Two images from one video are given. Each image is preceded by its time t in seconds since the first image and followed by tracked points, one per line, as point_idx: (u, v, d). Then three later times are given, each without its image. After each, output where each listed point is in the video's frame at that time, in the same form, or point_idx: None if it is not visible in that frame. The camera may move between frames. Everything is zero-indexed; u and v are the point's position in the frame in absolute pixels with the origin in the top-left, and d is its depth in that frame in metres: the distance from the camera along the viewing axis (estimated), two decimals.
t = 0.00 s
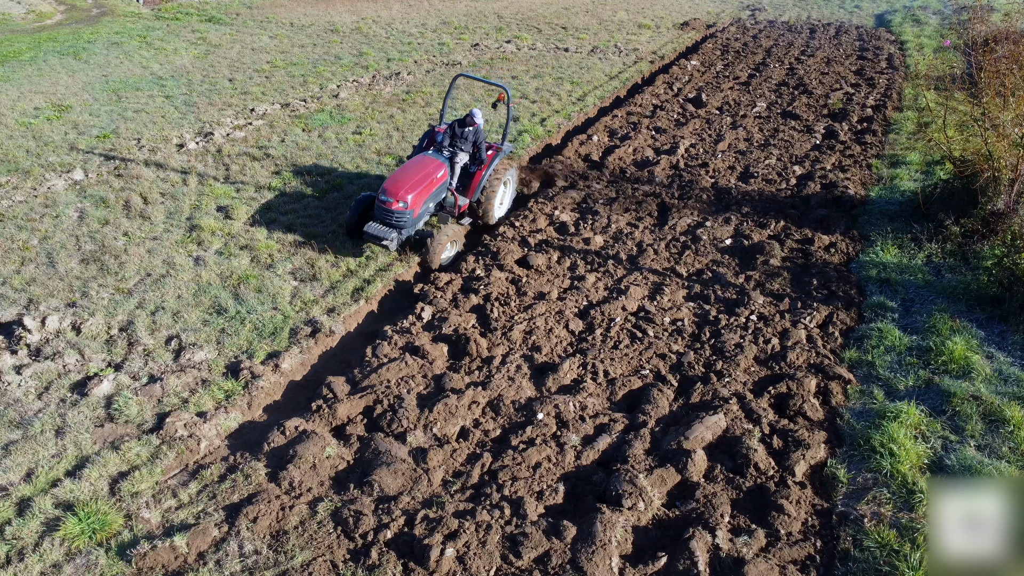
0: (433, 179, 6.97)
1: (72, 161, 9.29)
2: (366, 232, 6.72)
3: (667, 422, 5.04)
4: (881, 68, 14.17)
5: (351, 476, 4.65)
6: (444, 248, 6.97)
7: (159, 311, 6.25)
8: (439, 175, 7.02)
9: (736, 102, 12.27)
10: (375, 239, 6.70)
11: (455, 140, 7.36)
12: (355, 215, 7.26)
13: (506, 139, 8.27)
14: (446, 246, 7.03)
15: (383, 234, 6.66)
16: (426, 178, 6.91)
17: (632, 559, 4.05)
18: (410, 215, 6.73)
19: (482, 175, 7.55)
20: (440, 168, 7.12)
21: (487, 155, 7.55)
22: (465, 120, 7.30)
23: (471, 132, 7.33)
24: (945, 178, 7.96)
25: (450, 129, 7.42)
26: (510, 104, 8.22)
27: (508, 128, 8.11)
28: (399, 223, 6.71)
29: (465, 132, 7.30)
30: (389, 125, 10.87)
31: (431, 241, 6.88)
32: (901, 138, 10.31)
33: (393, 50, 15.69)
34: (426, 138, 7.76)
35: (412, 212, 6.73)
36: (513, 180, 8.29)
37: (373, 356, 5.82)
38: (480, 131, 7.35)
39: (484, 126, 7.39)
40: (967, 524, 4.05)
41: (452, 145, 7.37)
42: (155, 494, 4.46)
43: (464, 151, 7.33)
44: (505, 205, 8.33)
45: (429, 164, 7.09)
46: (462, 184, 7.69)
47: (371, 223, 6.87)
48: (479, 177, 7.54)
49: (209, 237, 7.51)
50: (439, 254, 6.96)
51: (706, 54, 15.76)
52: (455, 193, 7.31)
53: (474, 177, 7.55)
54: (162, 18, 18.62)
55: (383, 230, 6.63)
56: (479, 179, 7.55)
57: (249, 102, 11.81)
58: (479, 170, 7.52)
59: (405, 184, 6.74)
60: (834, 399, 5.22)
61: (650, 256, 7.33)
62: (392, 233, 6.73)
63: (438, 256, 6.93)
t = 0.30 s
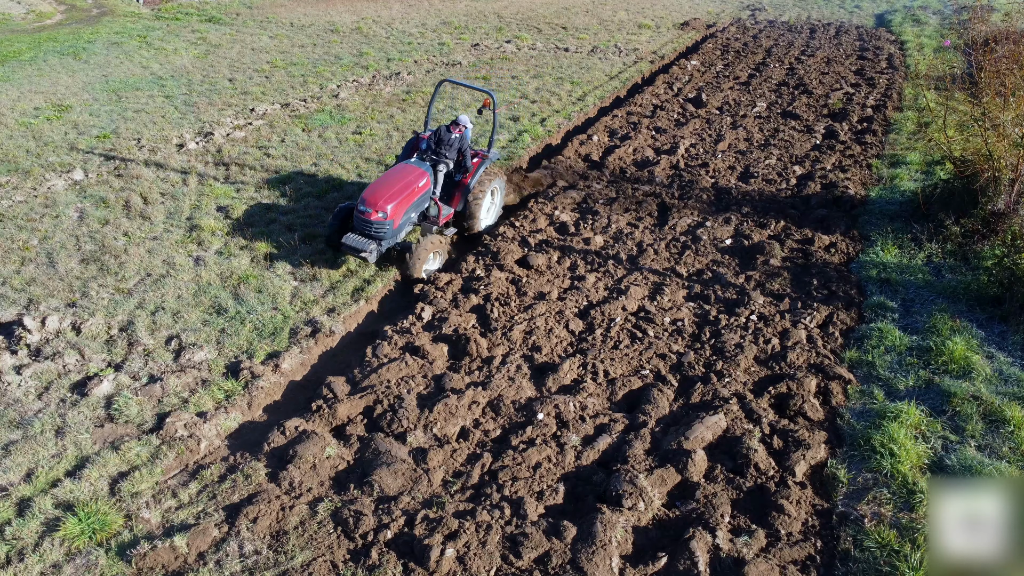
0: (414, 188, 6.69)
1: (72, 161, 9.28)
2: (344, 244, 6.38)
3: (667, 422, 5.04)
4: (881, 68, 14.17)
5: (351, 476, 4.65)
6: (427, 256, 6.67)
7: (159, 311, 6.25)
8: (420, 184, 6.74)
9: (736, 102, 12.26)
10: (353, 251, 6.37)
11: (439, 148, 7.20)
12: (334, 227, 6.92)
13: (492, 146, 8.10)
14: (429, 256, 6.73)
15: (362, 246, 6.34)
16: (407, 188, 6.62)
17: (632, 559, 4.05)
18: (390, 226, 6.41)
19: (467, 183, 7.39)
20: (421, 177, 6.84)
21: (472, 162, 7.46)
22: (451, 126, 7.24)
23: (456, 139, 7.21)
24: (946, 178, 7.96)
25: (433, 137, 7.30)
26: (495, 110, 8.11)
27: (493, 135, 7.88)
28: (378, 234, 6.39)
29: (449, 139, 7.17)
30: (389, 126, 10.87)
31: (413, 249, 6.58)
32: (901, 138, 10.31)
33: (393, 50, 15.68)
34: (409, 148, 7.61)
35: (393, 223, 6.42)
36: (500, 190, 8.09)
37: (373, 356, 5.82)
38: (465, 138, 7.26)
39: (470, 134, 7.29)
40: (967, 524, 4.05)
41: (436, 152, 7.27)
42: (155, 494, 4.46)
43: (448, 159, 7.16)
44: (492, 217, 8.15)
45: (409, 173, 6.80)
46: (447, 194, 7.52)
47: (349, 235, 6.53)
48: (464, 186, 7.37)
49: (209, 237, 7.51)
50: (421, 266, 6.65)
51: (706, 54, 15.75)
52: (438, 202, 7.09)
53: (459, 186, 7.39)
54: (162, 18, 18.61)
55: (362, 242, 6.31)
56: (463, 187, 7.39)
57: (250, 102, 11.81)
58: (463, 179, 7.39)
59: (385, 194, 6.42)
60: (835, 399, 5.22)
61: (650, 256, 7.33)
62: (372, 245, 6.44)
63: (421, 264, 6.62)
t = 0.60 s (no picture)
0: (397, 201, 6.60)
1: (72, 161, 9.28)
2: (325, 257, 6.30)
3: (667, 422, 5.04)
4: (882, 68, 14.16)
5: (351, 476, 4.64)
6: (410, 272, 6.73)
7: (159, 311, 6.25)
8: (404, 196, 6.66)
9: (736, 102, 12.26)
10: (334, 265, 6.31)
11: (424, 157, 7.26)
12: (316, 239, 6.84)
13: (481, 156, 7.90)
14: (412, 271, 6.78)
15: (343, 260, 6.25)
16: (390, 200, 6.54)
17: (632, 559, 4.05)
18: (372, 239, 6.34)
19: (453, 194, 7.21)
20: (405, 189, 6.76)
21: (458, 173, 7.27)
22: (436, 134, 7.20)
23: (441, 147, 7.22)
24: (945, 178, 7.96)
25: (419, 145, 7.30)
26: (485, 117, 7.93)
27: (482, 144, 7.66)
28: (360, 248, 6.30)
29: (434, 147, 7.22)
30: (389, 126, 10.86)
31: (395, 265, 6.65)
32: (901, 138, 10.30)
33: (393, 50, 15.68)
34: (394, 157, 7.49)
35: (375, 236, 6.35)
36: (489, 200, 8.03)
37: (373, 356, 5.82)
38: (450, 146, 7.23)
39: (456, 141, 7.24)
40: (967, 523, 4.05)
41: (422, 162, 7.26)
42: (155, 494, 4.45)
43: (433, 168, 7.19)
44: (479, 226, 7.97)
45: (393, 185, 6.72)
46: (433, 205, 7.35)
47: (331, 248, 6.48)
48: (451, 195, 7.20)
49: (209, 237, 7.51)
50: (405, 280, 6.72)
51: (706, 54, 15.75)
52: (423, 214, 6.97)
53: (445, 197, 7.21)
54: (162, 18, 18.60)
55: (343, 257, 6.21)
56: (450, 198, 7.20)
57: (250, 102, 11.81)
58: (450, 189, 7.23)
59: (367, 206, 6.35)
60: (835, 399, 5.22)
61: (650, 256, 7.33)
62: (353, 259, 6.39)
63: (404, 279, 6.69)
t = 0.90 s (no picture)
0: (381, 214, 6.31)
1: (72, 161, 9.28)
2: (306, 274, 5.99)
3: (667, 422, 5.04)
4: (882, 68, 14.16)
5: (351, 476, 4.64)
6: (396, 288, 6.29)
7: (160, 311, 6.25)
8: (388, 209, 6.37)
9: (736, 102, 12.26)
10: (316, 282, 5.96)
11: (410, 167, 6.95)
12: (298, 251, 6.44)
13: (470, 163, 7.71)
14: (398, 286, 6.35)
15: (325, 276, 5.95)
16: (373, 213, 6.25)
17: (632, 559, 4.05)
18: (355, 254, 6.02)
19: (441, 205, 6.95)
20: (389, 201, 6.47)
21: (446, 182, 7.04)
22: (422, 142, 6.91)
23: (427, 156, 6.93)
24: (945, 178, 7.95)
25: (405, 153, 6.98)
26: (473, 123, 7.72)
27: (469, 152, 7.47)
28: (343, 263, 6.00)
29: (420, 156, 6.90)
30: (389, 126, 10.87)
31: (379, 282, 6.20)
32: (901, 138, 10.30)
33: (393, 50, 15.67)
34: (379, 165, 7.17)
35: (358, 251, 6.03)
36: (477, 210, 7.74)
37: (373, 356, 5.82)
38: (437, 154, 6.95)
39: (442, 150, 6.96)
40: (967, 523, 4.05)
41: (408, 171, 6.96)
42: (155, 494, 4.45)
43: (420, 178, 6.93)
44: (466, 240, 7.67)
45: (376, 198, 6.43)
46: (419, 216, 7.08)
47: (311, 265, 6.14)
48: (438, 206, 6.94)
49: (209, 237, 7.51)
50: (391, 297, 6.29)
51: (706, 54, 15.74)
52: (409, 226, 6.73)
53: (432, 207, 6.95)
54: (162, 18, 18.60)
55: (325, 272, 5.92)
56: (437, 209, 6.94)
57: (250, 102, 11.81)
58: (438, 200, 6.96)
59: (350, 220, 6.05)
60: (835, 399, 5.22)
61: (650, 257, 7.33)
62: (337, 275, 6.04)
63: (388, 297, 6.24)
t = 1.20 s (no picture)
0: (362, 225, 6.13)
1: (72, 161, 9.28)
2: (283, 288, 5.87)
3: (667, 422, 5.04)
4: (881, 68, 14.17)
5: (351, 476, 4.64)
6: (377, 304, 6.03)
7: (160, 311, 6.25)
8: (369, 220, 6.18)
9: (736, 102, 12.26)
10: (293, 297, 5.85)
11: (394, 176, 6.77)
12: (275, 265, 6.39)
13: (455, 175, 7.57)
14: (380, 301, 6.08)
15: (303, 292, 5.82)
16: (354, 225, 6.06)
17: (632, 559, 4.05)
18: (334, 268, 5.88)
19: (425, 215, 6.80)
20: (371, 212, 6.28)
21: (430, 193, 6.87)
22: (407, 152, 6.76)
23: (412, 165, 6.77)
24: (945, 178, 7.96)
25: (388, 162, 6.83)
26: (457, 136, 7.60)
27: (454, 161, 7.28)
28: (320, 278, 5.85)
29: (404, 165, 6.75)
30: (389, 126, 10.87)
31: (359, 298, 5.95)
32: (901, 138, 10.30)
33: (393, 50, 15.68)
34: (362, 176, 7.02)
35: (337, 265, 5.88)
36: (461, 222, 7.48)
37: (373, 356, 5.82)
38: (421, 164, 6.81)
39: (427, 159, 6.83)
40: (967, 524, 4.06)
41: (392, 181, 6.78)
42: (155, 494, 4.45)
43: (404, 187, 6.73)
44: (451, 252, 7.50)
45: (357, 208, 6.24)
46: (403, 227, 6.93)
47: (290, 278, 6.01)
48: (422, 216, 6.79)
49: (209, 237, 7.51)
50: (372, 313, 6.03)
51: (706, 54, 15.75)
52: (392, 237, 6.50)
53: (416, 218, 6.80)
54: (162, 18, 18.60)
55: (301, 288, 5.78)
56: (421, 219, 6.79)
57: (250, 102, 11.81)
58: (422, 210, 6.83)
59: (329, 233, 5.88)
60: (835, 399, 5.22)
61: (650, 257, 7.33)
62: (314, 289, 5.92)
63: (371, 312, 5.98)
